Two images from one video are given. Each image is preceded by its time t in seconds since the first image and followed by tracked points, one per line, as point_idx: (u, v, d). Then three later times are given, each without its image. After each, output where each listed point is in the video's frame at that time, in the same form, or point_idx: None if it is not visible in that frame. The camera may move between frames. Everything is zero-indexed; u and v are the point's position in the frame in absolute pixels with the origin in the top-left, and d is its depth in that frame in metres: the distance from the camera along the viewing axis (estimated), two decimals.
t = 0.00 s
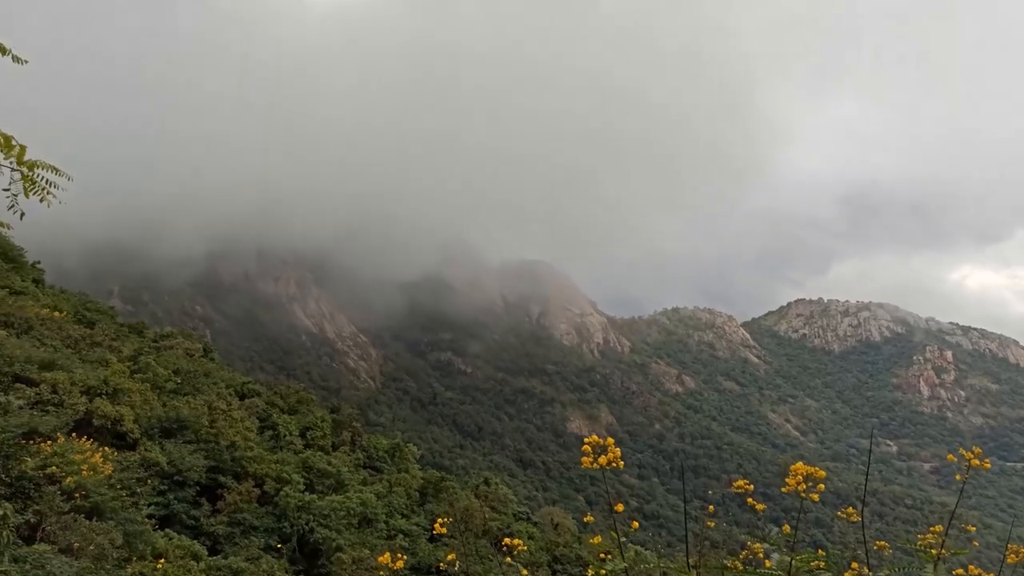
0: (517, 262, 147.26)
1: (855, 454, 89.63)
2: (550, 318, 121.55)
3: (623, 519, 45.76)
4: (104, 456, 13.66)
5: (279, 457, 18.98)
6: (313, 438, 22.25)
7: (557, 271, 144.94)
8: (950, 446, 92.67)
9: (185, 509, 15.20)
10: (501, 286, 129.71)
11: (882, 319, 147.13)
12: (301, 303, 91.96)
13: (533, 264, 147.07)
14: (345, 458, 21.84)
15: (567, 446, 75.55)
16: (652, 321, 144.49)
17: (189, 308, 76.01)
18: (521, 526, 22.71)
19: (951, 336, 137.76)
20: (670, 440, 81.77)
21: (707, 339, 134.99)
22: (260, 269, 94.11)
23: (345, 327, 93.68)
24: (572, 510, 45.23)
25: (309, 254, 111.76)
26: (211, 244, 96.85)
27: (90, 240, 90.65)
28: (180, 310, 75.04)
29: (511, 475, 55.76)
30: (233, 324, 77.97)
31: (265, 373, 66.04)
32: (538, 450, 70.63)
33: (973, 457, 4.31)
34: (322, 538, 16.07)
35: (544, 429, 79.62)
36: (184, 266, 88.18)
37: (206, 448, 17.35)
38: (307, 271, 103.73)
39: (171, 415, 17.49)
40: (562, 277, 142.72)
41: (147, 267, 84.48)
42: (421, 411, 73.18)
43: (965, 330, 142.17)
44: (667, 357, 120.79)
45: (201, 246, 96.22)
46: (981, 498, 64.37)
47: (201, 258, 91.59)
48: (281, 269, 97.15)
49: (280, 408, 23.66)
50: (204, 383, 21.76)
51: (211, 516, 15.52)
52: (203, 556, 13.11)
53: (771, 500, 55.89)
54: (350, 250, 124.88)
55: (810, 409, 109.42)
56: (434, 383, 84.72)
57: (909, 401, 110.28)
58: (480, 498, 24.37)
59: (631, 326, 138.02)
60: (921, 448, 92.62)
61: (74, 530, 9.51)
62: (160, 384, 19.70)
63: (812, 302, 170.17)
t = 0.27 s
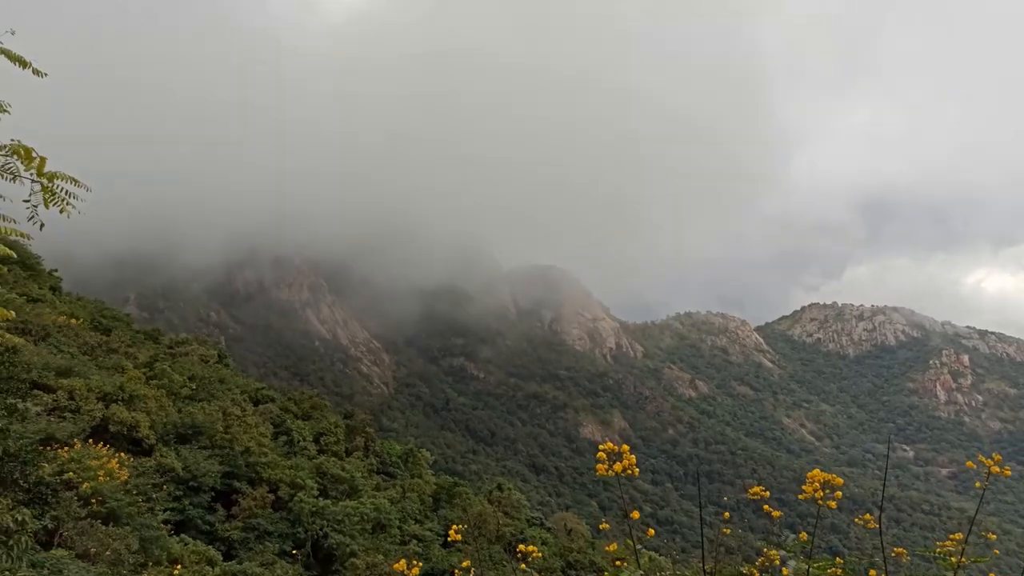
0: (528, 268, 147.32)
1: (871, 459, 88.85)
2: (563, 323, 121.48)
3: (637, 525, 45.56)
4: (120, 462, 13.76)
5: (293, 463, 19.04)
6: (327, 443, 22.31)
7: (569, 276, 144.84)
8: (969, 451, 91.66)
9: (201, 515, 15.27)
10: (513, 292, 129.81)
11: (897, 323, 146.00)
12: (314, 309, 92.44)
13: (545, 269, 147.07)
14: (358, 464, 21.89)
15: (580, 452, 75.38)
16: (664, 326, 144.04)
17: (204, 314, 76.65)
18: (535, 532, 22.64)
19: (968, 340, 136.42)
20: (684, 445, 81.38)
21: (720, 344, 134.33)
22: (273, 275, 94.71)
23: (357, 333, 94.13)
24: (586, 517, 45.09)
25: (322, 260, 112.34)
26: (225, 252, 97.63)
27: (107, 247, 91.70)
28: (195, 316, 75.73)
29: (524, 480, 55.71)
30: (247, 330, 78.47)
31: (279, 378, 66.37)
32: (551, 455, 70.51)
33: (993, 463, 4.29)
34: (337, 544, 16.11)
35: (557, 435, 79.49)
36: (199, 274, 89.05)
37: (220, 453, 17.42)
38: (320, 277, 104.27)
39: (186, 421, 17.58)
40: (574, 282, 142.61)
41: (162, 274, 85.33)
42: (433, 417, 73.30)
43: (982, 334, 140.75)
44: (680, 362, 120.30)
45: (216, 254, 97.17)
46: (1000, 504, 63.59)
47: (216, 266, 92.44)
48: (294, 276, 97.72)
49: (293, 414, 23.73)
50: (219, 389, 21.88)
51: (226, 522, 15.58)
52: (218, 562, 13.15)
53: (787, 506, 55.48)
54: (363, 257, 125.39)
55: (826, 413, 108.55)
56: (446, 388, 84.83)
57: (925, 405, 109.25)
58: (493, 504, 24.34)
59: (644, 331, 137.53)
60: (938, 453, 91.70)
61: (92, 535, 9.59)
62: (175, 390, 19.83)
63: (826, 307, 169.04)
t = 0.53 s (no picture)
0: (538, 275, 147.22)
1: (884, 469, 88.05)
2: (572, 331, 121.26)
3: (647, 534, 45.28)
4: (132, 469, 13.81)
5: (303, 470, 19.05)
6: (336, 451, 22.32)
7: (579, 283, 144.60)
8: (983, 461, 90.70)
9: (211, 522, 15.29)
10: (523, 299, 129.71)
11: (910, 332, 144.79)
12: (324, 316, 92.74)
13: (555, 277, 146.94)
14: (367, 471, 21.87)
15: (589, 460, 75.11)
16: (675, 333, 143.50)
17: (215, 321, 77.08)
18: (545, 540, 22.54)
19: (982, 349, 135.10)
20: (694, 454, 80.91)
21: (731, 352, 133.65)
22: (284, 282, 95.11)
23: (367, 340, 94.35)
24: (595, 526, 44.86)
25: (333, 267, 112.73)
26: (236, 259, 98.21)
27: (120, 253, 92.38)
28: (206, 323, 76.15)
29: (533, 488, 55.53)
30: (257, 337, 78.80)
31: (289, 385, 66.52)
32: (560, 464, 70.28)
33: (1010, 474, 4.24)
34: (345, 551, 16.09)
35: (566, 443, 79.26)
36: (210, 281, 89.64)
37: (230, 460, 17.45)
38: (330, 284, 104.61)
39: (196, 428, 17.62)
40: (584, 289, 142.34)
41: (174, 281, 85.90)
42: (443, 424, 73.29)
43: (996, 343, 139.40)
44: (690, 370, 119.77)
45: (228, 260, 97.72)
46: (1015, 515, 62.79)
47: (227, 273, 93.00)
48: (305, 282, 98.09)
49: (303, 421, 23.73)
50: (229, 396, 21.94)
51: (235, 529, 15.59)
52: (228, 569, 13.15)
53: (798, 516, 55.00)
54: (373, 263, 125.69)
55: (838, 422, 107.73)
56: (455, 396, 84.79)
57: (939, 415, 108.26)
58: (502, 512, 24.25)
59: (654, 339, 137.04)
60: (952, 463, 90.74)
61: (102, 542, 9.61)
62: (186, 397, 19.90)
63: (838, 315, 167.91)
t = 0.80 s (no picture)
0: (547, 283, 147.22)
1: (896, 478, 87.32)
2: (581, 339, 121.14)
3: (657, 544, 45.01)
4: (142, 478, 13.86)
5: (312, 479, 19.06)
6: (345, 459, 22.33)
7: (588, 291, 144.43)
8: (997, 471, 89.85)
9: (220, 531, 15.29)
10: (532, 307, 129.66)
11: (921, 340, 143.88)
12: (333, 325, 93.03)
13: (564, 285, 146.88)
14: (376, 480, 21.87)
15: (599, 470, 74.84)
16: (684, 342, 143.12)
17: (225, 330, 77.45)
18: (553, 550, 22.44)
19: (994, 358, 134.04)
20: (704, 463, 80.51)
21: (741, 360, 133.07)
22: (293, 290, 95.53)
23: (375, 348, 94.55)
24: (605, 535, 44.71)
25: (342, 275, 113.15)
26: (246, 268, 98.80)
27: (131, 263, 93.09)
28: (216, 332, 76.55)
29: (542, 498, 55.33)
30: (267, 346, 79.03)
31: (298, 394, 66.67)
32: (570, 473, 70.05)
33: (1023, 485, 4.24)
34: (354, 560, 16.08)
35: (575, 452, 79.04)
36: (220, 291, 90.20)
37: (240, 468, 17.47)
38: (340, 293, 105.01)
39: (206, 437, 17.66)
40: (593, 298, 142.28)
41: (184, 291, 86.42)
42: (451, 433, 73.27)
43: (1009, 352, 138.29)
44: (700, 378, 119.29)
45: (237, 270, 98.28)
46: None
47: (237, 283, 93.56)
48: (314, 291, 98.45)
49: (312, 430, 23.76)
50: (239, 405, 22.01)
51: (245, 537, 15.60)
52: None
53: (809, 526, 54.57)
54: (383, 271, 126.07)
55: (849, 431, 106.95)
56: (464, 405, 84.76)
57: (951, 424, 107.40)
58: (511, 521, 24.20)
59: (663, 347, 136.60)
60: (966, 472, 89.88)
61: (111, 550, 9.65)
62: (196, 406, 19.95)
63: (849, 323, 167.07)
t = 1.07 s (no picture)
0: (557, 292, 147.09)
1: (909, 488, 86.54)
2: (590, 348, 120.90)
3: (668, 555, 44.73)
4: (152, 487, 13.90)
5: (321, 488, 19.07)
6: (355, 468, 22.32)
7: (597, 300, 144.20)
8: (1012, 482, 88.90)
9: (230, 539, 15.30)
10: (542, 316, 129.55)
11: (934, 349, 142.77)
12: (343, 333, 93.24)
13: (573, 293, 146.71)
14: (386, 489, 21.84)
15: (609, 480, 74.52)
16: (694, 351, 142.52)
17: (236, 338, 77.76)
18: (563, 560, 22.31)
19: (1008, 367, 132.81)
20: (715, 473, 80.05)
21: (751, 369, 132.39)
22: (304, 299, 95.86)
23: (385, 357, 94.66)
24: (615, 545, 44.49)
25: (352, 282, 113.46)
26: (257, 277, 99.22)
27: (143, 270, 93.62)
28: (227, 341, 76.86)
29: (552, 508, 55.09)
30: (277, 354, 79.21)
31: (308, 402, 66.77)
32: (580, 482, 69.77)
33: None
34: (364, 569, 16.05)
35: (585, 461, 78.75)
36: (231, 300, 90.63)
37: (250, 477, 17.47)
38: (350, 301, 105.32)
39: (217, 445, 17.71)
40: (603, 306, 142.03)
41: (196, 300, 86.88)
42: (461, 442, 73.16)
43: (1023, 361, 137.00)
44: (710, 387, 118.73)
45: (248, 278, 98.74)
46: None
47: (248, 291, 94.00)
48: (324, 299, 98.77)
49: (322, 438, 23.79)
50: (249, 413, 22.05)
51: (254, 546, 15.59)
52: None
53: (822, 536, 54.09)
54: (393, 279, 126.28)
55: (861, 441, 106.11)
56: (474, 414, 84.65)
57: (965, 434, 106.38)
58: (521, 531, 24.10)
59: (673, 356, 136.11)
60: (980, 483, 88.96)
61: (122, 559, 9.67)
62: (207, 414, 20.02)
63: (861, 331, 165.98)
